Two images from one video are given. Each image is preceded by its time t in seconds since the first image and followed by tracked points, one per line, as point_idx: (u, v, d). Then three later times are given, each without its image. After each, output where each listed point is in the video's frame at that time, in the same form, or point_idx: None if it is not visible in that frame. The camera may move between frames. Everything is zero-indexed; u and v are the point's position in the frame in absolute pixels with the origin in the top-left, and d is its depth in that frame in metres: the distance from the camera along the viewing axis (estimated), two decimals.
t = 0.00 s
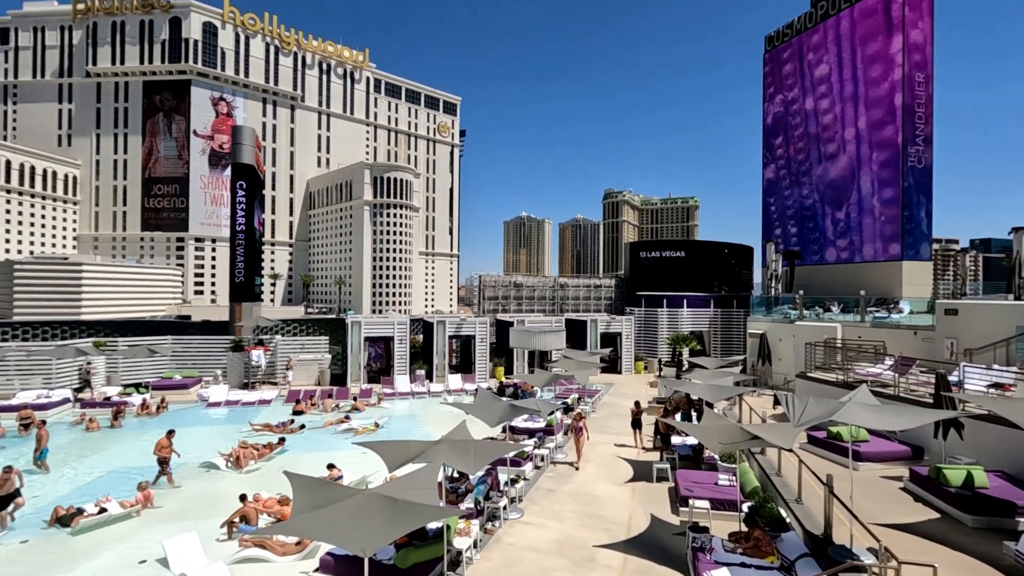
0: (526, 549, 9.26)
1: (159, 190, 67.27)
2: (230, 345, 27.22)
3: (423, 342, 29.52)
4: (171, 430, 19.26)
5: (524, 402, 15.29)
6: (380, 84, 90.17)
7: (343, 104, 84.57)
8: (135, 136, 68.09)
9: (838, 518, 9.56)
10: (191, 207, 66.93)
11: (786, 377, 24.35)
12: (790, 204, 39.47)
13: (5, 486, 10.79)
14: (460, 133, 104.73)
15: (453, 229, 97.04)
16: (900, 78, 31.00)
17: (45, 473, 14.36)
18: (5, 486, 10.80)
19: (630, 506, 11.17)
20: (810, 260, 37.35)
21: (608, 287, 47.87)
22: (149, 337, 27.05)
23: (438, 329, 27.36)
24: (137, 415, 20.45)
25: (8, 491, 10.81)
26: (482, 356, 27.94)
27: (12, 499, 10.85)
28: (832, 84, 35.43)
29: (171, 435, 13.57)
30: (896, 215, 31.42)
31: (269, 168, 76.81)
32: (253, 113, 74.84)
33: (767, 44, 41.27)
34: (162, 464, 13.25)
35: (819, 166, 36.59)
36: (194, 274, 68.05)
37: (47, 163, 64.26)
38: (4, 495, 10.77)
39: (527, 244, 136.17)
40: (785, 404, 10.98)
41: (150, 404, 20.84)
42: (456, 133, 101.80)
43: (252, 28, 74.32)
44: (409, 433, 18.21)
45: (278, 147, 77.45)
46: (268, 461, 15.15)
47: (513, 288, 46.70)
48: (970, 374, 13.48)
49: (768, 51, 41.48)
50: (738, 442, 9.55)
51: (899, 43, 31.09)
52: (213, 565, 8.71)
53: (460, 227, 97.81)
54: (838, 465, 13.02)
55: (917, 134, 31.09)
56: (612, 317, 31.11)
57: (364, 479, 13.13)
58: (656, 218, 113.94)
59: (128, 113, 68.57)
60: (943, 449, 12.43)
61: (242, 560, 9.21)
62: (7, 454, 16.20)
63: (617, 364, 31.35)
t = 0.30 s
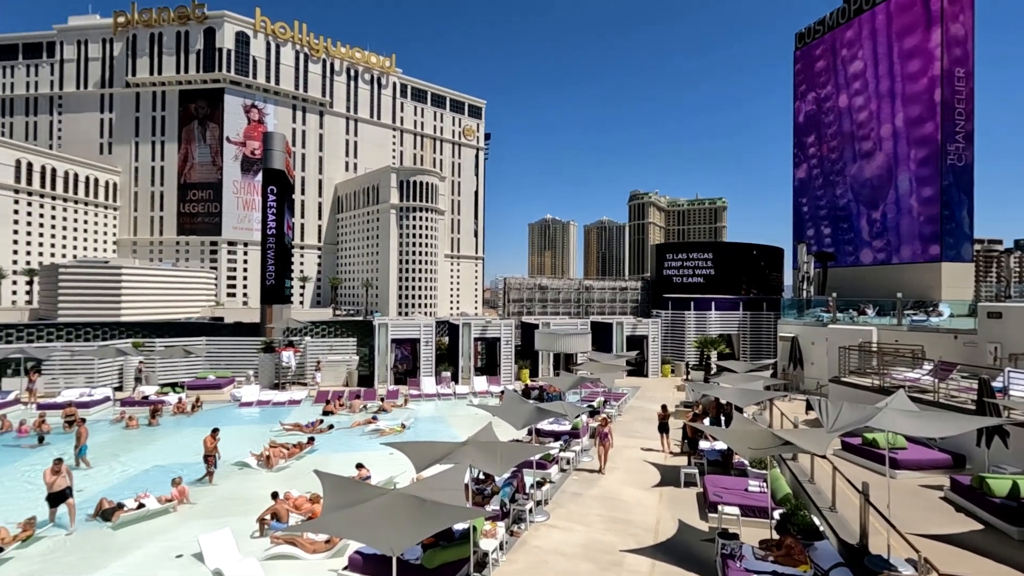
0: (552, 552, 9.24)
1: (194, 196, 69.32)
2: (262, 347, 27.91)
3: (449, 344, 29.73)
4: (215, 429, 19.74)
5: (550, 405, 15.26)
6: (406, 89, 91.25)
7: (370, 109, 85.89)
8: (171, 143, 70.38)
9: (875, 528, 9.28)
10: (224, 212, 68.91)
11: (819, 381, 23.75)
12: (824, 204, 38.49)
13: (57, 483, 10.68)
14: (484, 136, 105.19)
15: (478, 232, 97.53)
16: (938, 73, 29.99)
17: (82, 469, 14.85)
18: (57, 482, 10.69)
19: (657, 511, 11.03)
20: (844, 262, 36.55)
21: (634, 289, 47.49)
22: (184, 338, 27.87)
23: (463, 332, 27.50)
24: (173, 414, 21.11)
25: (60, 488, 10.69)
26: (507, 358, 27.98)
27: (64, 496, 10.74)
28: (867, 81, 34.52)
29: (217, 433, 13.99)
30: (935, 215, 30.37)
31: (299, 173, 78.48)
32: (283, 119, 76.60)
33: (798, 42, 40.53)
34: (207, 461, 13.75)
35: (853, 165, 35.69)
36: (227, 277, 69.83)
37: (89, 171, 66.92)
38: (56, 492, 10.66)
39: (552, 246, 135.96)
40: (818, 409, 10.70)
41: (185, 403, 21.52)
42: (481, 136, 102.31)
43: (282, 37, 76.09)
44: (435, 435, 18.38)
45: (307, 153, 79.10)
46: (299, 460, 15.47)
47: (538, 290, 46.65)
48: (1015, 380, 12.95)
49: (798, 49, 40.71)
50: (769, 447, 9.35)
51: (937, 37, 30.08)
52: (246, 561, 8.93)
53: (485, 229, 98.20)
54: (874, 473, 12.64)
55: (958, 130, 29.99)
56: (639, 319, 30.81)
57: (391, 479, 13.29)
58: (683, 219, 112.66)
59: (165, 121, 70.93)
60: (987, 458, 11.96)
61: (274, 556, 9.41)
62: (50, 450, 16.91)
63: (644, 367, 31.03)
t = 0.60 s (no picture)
0: (579, 554, 9.20)
1: (228, 200, 71.34)
2: (293, 347, 28.52)
3: (476, 345, 29.85)
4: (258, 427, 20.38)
5: (577, 406, 15.19)
6: (433, 92, 91.96)
7: (398, 113, 86.92)
8: (207, 149, 72.64)
9: (916, 537, 8.96)
10: (257, 215, 70.81)
11: (855, 385, 23.07)
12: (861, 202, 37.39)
13: (109, 483, 11.17)
14: (510, 138, 105.32)
15: (504, 233, 97.68)
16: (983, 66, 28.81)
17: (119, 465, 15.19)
18: (109, 481, 11.18)
19: (687, 515, 10.87)
20: (880, 263, 35.66)
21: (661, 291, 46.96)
22: (219, 338, 28.67)
23: (490, 333, 27.60)
24: (209, 412, 21.80)
25: (112, 487, 11.16)
26: (534, 360, 27.98)
27: (115, 496, 11.16)
28: (907, 75, 33.41)
29: (259, 431, 14.33)
30: (979, 214, 29.22)
31: (329, 177, 79.99)
32: (314, 124, 78.21)
33: (832, 36, 39.58)
34: (250, 459, 14.06)
35: (892, 162, 34.58)
36: (259, 278, 71.58)
37: (130, 176, 69.59)
38: (108, 492, 11.12)
39: (578, 247, 135.31)
40: (854, 414, 10.40)
41: (220, 402, 22.16)
42: (507, 138, 102.45)
43: (313, 43, 77.73)
44: (463, 435, 18.50)
45: (336, 156, 80.58)
46: (329, 459, 15.76)
47: (565, 292, 46.49)
48: None
49: (833, 43, 39.73)
50: (803, 451, 9.14)
51: (982, 28, 28.91)
52: (279, 556, 9.15)
53: (511, 231, 98.26)
54: (915, 480, 12.18)
55: (1004, 125, 28.78)
56: (667, 321, 30.44)
57: (419, 478, 13.40)
58: (711, 219, 110.96)
59: (201, 128, 73.25)
60: None
61: (305, 552, 9.62)
62: (95, 445, 17.66)
63: (672, 369, 30.64)
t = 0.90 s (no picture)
0: (608, 556, 9.15)
1: (261, 203, 73.16)
2: (324, 346, 29.12)
3: (504, 345, 29.92)
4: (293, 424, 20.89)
5: (606, 408, 15.09)
6: (460, 94, 92.48)
7: (426, 115, 87.76)
8: (242, 153, 74.74)
9: (961, 548, 8.60)
10: (289, 218, 72.55)
11: (894, 389, 22.32)
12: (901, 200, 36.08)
13: (154, 476, 11.43)
14: (537, 138, 105.19)
15: (531, 234, 97.58)
16: None
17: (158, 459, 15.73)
18: (154, 475, 11.44)
19: (718, 520, 10.68)
20: (921, 262, 34.42)
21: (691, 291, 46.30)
22: (254, 338, 29.47)
23: (517, 333, 27.63)
24: (244, 409, 22.45)
25: (157, 481, 11.45)
26: (561, 361, 27.88)
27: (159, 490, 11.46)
28: (950, 66, 32.22)
29: (305, 428, 14.67)
30: None
31: (358, 179, 81.37)
32: (344, 128, 79.66)
33: (869, 29, 38.49)
34: (296, 455, 14.45)
35: (934, 157, 33.33)
36: (291, 279, 73.22)
37: (169, 181, 72.10)
38: (154, 484, 11.43)
39: (606, 247, 134.32)
40: (895, 418, 10.05)
41: (255, 399, 22.78)
42: (534, 138, 102.28)
43: (343, 48, 79.17)
44: (491, 435, 18.57)
45: (365, 159, 81.89)
46: (359, 457, 16.02)
47: (592, 292, 46.18)
48: None
49: (870, 36, 38.59)
50: (841, 456, 8.87)
51: None
52: (311, 551, 9.37)
53: (538, 231, 98.08)
54: (960, 489, 11.67)
55: None
56: (696, 321, 29.94)
57: (448, 478, 13.50)
58: (742, 218, 108.94)
59: (236, 133, 75.37)
60: None
61: (337, 548, 9.81)
62: (138, 439, 18.39)
63: (703, 371, 30.15)
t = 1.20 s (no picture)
0: (637, 559, 9.07)
1: (294, 205, 74.79)
2: (354, 346, 29.56)
3: (531, 346, 29.86)
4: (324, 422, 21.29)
5: (635, 409, 14.93)
6: (487, 95, 92.69)
7: (453, 116, 88.32)
8: (275, 157, 76.58)
9: (1011, 558, 8.22)
10: (321, 220, 74.09)
11: (937, 392, 21.50)
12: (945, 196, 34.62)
13: (194, 476, 11.36)
14: (564, 137, 104.72)
15: (558, 234, 97.21)
16: None
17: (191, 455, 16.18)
18: (194, 476, 11.39)
19: (751, 524, 10.47)
20: (965, 260, 33.14)
21: (722, 291, 45.49)
22: (286, 337, 30.16)
23: (545, 334, 27.56)
24: (278, 407, 23.01)
25: (196, 481, 11.39)
26: (589, 361, 27.70)
27: (197, 491, 11.41)
28: (1000, 55, 31.08)
29: (345, 424, 15.04)
30: None
31: (387, 181, 82.51)
32: (373, 130, 80.86)
33: (909, 18, 37.16)
34: (338, 452, 14.82)
35: (980, 150, 32.03)
36: (323, 280, 74.72)
37: (206, 185, 74.39)
38: (193, 485, 11.35)
39: (634, 247, 132.91)
40: (938, 423, 9.68)
41: (288, 397, 23.33)
42: (561, 138, 101.78)
43: (372, 52, 80.36)
44: (519, 435, 18.61)
45: (394, 161, 82.93)
46: (389, 455, 16.23)
47: (620, 292, 45.73)
48: None
49: (911, 27, 37.20)
50: (879, 461, 8.60)
51: None
52: (343, 547, 9.55)
53: (565, 231, 97.65)
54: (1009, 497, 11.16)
55: None
56: (728, 322, 29.35)
57: (476, 477, 13.56)
58: (775, 216, 106.43)
59: (270, 137, 77.29)
60: None
61: (368, 544, 9.96)
62: (178, 435, 19.04)
63: (734, 372, 29.55)
